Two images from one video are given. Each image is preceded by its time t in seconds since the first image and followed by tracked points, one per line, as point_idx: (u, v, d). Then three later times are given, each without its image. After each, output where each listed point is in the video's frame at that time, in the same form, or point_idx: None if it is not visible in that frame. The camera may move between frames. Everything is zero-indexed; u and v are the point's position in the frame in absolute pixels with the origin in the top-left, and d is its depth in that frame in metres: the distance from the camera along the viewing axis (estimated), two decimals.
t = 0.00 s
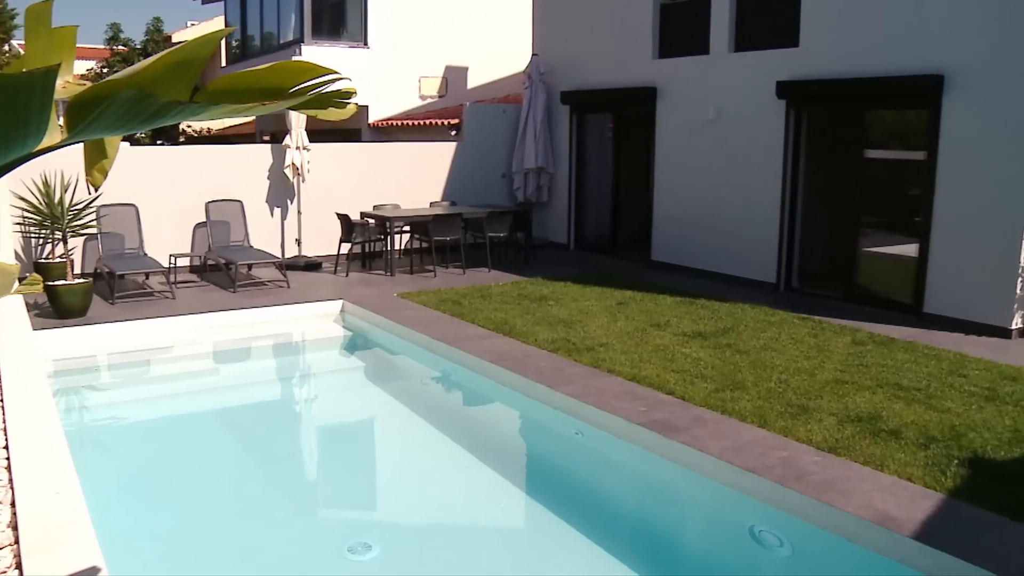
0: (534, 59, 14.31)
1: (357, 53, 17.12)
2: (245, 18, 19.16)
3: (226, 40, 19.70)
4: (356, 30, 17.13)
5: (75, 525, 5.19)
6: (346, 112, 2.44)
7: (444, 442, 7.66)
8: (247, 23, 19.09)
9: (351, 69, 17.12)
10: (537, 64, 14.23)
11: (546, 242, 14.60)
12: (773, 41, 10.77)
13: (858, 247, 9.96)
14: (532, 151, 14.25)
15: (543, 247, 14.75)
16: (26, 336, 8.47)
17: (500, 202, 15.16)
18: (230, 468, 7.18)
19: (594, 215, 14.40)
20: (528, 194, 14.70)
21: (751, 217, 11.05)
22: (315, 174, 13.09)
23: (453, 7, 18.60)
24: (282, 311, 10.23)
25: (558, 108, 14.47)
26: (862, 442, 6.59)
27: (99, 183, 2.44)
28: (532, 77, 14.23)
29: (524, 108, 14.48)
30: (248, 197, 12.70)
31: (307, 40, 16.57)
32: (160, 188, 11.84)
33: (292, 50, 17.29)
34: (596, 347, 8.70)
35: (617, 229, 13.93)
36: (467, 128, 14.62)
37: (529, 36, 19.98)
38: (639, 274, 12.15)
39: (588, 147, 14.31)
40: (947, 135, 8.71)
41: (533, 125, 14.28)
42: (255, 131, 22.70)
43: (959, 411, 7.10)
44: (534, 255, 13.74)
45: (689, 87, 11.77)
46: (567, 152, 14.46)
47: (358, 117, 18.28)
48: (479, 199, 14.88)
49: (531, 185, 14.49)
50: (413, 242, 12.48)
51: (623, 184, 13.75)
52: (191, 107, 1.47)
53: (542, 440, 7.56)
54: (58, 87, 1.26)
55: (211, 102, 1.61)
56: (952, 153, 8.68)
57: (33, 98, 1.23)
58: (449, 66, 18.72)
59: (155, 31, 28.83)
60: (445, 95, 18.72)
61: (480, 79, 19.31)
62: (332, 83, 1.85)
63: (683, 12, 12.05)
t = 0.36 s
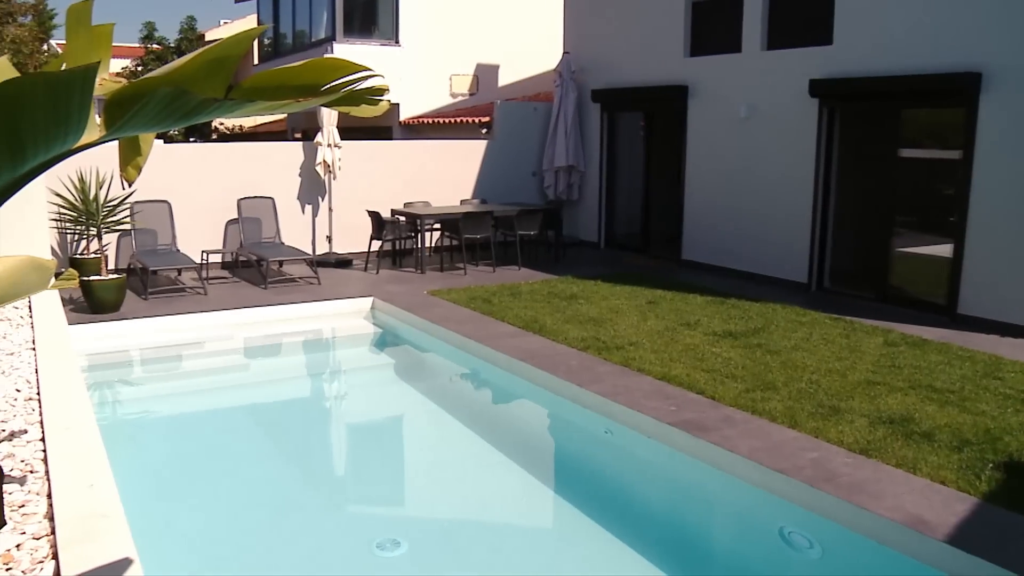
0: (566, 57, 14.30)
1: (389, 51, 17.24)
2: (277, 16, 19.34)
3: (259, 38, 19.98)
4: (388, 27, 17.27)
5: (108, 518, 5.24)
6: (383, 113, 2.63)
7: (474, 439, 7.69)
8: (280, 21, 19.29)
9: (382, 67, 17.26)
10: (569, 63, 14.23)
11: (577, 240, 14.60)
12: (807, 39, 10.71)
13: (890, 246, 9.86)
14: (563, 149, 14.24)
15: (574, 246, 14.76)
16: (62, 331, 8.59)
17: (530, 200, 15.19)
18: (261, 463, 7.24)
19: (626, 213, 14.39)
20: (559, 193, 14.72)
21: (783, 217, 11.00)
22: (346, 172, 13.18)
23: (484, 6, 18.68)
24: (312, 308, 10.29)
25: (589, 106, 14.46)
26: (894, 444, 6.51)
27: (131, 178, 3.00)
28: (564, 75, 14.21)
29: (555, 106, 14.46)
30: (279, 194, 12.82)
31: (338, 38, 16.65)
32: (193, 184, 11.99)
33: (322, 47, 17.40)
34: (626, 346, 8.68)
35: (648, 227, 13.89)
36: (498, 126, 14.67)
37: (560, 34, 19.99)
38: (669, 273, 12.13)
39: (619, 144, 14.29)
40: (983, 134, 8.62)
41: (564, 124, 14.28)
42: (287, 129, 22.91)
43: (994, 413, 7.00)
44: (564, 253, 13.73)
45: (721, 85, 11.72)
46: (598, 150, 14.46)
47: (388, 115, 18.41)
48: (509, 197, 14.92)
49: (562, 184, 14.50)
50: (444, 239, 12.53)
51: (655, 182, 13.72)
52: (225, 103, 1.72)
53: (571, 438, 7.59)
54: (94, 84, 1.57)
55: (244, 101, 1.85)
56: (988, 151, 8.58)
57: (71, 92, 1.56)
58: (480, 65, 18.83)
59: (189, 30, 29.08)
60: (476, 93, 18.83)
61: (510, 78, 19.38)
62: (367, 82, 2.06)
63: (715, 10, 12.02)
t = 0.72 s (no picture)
0: (600, 55, 14.29)
1: (423, 48, 17.35)
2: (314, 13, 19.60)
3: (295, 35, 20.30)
4: (422, 26, 17.40)
5: (144, 510, 5.28)
6: (418, 110, 2.87)
7: (505, 436, 7.71)
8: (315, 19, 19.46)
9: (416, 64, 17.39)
10: (603, 60, 14.20)
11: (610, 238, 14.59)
12: (844, 37, 10.62)
13: (927, 247, 9.82)
14: (596, 148, 14.19)
15: (607, 244, 14.76)
16: (99, 325, 8.72)
17: (563, 198, 15.20)
18: (295, 457, 7.30)
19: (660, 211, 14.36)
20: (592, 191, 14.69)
21: (817, 216, 10.94)
22: (380, 169, 13.28)
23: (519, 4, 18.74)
24: (344, 304, 10.36)
25: (622, 104, 14.42)
26: (929, 447, 6.40)
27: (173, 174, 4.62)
28: (598, 73, 14.18)
29: (589, 104, 14.43)
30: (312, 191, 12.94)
31: (373, 37, 16.82)
32: (229, 181, 12.16)
33: (357, 45, 17.60)
34: (659, 345, 8.65)
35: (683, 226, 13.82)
36: (531, 124, 14.70)
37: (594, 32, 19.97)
38: (702, 271, 12.10)
39: (653, 142, 14.27)
40: None
41: (597, 121, 14.23)
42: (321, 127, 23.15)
43: None
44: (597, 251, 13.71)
45: (756, 83, 11.68)
46: (631, 148, 14.42)
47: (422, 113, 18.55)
48: (543, 195, 14.95)
49: (594, 182, 14.47)
50: (477, 237, 12.58)
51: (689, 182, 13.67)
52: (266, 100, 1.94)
53: (603, 436, 7.58)
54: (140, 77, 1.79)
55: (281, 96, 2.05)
56: None
57: (114, 86, 1.78)
58: (514, 63, 18.92)
59: (225, 28, 29.47)
60: (510, 91, 18.91)
61: (542, 76, 19.42)
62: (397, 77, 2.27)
63: (751, 7, 11.96)
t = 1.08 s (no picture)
0: (633, 54, 14.32)
1: (456, 47, 17.45)
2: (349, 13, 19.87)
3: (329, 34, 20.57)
4: (455, 26, 17.35)
5: (180, 504, 5.32)
6: (457, 109, 3.14)
7: (536, 435, 7.72)
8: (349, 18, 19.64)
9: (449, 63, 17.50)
10: (635, 60, 14.24)
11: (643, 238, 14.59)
12: (880, 35, 10.54)
13: (962, 249, 9.72)
14: (628, 147, 14.23)
15: (640, 244, 14.74)
16: (134, 321, 8.83)
17: (595, 197, 15.20)
18: (327, 453, 7.36)
19: (692, 210, 14.31)
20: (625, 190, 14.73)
21: (852, 216, 10.89)
22: (413, 168, 13.45)
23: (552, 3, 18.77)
24: (376, 302, 10.42)
25: (655, 103, 14.43)
26: (965, 452, 6.30)
27: (209, 169, 5.31)
28: (630, 72, 14.22)
29: (621, 103, 14.44)
30: (345, 189, 13.04)
31: (405, 35, 16.93)
32: (263, 178, 12.35)
33: (391, 44, 17.70)
34: (691, 345, 8.61)
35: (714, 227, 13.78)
36: (564, 123, 14.73)
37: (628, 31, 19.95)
38: (736, 271, 12.06)
39: (686, 141, 14.24)
40: None
41: (630, 121, 14.25)
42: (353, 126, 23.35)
43: None
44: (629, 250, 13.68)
45: (791, 81, 11.63)
46: (664, 147, 14.43)
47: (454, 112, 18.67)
48: (575, 194, 14.98)
49: (627, 181, 14.48)
50: (509, 235, 12.63)
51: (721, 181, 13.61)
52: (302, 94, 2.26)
53: (635, 436, 7.58)
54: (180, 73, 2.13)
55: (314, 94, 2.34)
56: None
57: (154, 83, 2.12)
58: (547, 62, 18.97)
59: (258, 27, 29.81)
60: (542, 90, 18.97)
61: (575, 75, 19.43)
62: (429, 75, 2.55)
63: (786, 6, 11.90)
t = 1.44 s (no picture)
0: (664, 54, 14.32)
1: (486, 47, 17.52)
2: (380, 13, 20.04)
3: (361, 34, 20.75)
4: (486, 26, 17.55)
5: (211, 500, 5.34)
6: (489, 105, 3.12)
7: (564, 435, 7.72)
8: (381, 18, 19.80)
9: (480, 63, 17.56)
10: (666, 60, 14.24)
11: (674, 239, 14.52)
12: (915, 34, 10.44)
13: (999, 252, 9.64)
14: (659, 147, 14.22)
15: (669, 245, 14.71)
16: (166, 318, 8.94)
17: (625, 197, 15.17)
18: (357, 450, 7.40)
19: (722, 210, 14.27)
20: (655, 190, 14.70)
21: (885, 217, 10.80)
22: (443, 168, 13.49)
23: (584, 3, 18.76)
24: (405, 300, 10.47)
25: (687, 103, 14.43)
26: (1000, 457, 6.17)
27: (240, 169, 5.28)
28: (661, 72, 14.23)
29: (652, 103, 14.45)
30: (375, 188, 13.11)
31: (437, 35, 17.11)
32: (294, 177, 12.46)
33: (422, 43, 17.94)
34: (720, 346, 8.57)
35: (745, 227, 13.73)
36: (594, 123, 14.72)
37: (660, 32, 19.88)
38: (766, 272, 11.99)
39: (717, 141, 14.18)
40: None
41: (661, 121, 14.25)
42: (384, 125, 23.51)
43: None
44: (659, 251, 13.64)
45: (824, 81, 11.56)
46: (695, 147, 14.39)
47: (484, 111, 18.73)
48: (605, 194, 14.96)
49: (658, 181, 14.46)
50: (539, 235, 12.64)
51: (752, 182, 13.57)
52: (336, 92, 2.24)
53: (664, 437, 7.55)
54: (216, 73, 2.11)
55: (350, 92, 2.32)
56: None
57: (191, 84, 2.11)
58: (577, 62, 18.96)
59: (291, 27, 30.09)
60: (573, 90, 18.96)
61: (606, 75, 19.40)
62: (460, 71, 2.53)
63: (819, 5, 11.82)
